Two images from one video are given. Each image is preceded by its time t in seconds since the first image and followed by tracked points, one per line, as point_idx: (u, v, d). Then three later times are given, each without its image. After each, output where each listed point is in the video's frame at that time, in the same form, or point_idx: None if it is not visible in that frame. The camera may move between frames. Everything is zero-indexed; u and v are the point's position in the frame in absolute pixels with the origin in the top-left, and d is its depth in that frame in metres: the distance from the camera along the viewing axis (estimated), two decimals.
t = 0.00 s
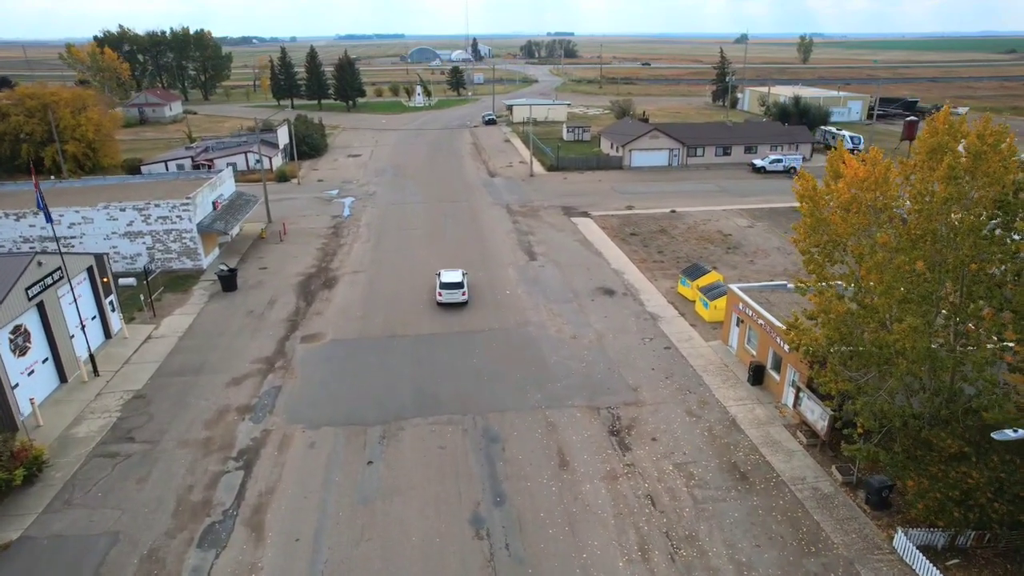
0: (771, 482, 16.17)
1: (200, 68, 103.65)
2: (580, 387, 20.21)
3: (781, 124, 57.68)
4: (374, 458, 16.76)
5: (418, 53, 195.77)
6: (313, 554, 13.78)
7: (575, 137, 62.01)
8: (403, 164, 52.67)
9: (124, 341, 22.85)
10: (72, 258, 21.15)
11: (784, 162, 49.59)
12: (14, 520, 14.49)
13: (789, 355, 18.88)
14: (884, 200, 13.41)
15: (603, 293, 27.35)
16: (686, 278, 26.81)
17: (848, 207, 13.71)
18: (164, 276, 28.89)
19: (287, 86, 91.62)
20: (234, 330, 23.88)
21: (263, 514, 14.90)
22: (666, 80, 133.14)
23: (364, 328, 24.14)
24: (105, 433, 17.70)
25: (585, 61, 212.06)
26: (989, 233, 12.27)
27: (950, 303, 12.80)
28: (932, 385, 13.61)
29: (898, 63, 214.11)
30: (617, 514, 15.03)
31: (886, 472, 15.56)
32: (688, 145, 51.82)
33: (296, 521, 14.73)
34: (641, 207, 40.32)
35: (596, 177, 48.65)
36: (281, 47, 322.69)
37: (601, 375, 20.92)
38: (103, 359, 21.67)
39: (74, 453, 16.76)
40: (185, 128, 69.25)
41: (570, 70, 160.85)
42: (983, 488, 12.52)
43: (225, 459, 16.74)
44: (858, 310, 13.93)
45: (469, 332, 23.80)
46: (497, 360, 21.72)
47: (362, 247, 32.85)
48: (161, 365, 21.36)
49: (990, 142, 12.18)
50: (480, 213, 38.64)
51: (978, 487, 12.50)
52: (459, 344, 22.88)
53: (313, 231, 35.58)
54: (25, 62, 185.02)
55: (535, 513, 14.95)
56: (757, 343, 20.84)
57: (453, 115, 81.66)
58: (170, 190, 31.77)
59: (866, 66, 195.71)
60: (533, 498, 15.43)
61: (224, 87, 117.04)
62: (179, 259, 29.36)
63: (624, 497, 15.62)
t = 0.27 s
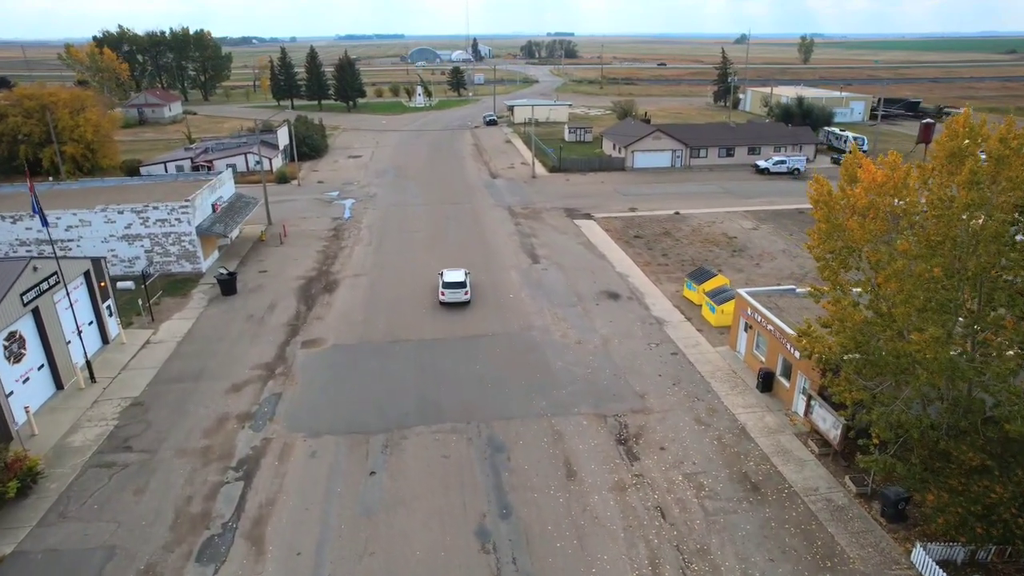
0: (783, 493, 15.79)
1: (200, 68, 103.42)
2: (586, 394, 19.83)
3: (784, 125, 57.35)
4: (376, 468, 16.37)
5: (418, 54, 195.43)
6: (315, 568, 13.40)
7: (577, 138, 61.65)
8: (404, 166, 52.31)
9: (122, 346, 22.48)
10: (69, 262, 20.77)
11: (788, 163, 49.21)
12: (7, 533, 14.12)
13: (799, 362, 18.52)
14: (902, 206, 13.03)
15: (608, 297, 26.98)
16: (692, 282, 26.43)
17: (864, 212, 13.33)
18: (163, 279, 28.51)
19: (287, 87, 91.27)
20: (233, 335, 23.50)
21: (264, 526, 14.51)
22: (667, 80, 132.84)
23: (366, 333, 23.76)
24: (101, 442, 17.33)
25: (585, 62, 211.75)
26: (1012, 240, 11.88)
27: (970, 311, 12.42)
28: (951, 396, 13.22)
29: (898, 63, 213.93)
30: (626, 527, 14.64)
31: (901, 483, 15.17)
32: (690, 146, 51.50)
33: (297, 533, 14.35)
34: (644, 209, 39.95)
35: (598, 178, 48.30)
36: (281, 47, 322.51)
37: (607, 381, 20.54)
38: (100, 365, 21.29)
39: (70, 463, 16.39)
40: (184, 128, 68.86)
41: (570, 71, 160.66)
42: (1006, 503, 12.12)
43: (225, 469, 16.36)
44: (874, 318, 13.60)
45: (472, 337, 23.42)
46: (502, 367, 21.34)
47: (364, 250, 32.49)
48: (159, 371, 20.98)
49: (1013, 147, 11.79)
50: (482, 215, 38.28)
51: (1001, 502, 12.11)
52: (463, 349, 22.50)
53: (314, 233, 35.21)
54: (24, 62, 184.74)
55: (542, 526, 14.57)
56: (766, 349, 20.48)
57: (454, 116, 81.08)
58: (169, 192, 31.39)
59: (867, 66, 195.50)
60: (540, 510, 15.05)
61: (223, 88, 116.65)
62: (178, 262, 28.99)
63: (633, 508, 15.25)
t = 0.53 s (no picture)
0: (798, 503, 15.44)
1: (200, 69, 103.18)
2: (595, 401, 19.49)
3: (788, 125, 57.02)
4: (383, 477, 16.04)
5: (419, 54, 195.22)
6: None
7: (579, 138, 61.32)
8: (406, 167, 51.99)
9: (122, 351, 22.15)
10: (68, 266, 20.43)
11: (793, 164, 48.88)
12: (6, 546, 13.78)
13: (812, 368, 18.18)
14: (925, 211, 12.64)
15: (615, 301, 26.65)
16: (700, 285, 26.09)
17: (885, 218, 12.95)
18: (164, 282, 28.16)
19: (288, 87, 90.95)
20: (236, 339, 23.15)
21: (269, 538, 14.17)
22: (668, 80, 132.61)
23: (370, 337, 23.43)
24: (102, 450, 16.99)
25: (586, 62, 211.48)
26: None
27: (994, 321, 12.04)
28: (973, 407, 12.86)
29: (899, 63, 213.83)
30: (639, 540, 14.28)
31: (920, 494, 14.80)
32: (694, 147, 51.22)
33: (302, 545, 14.01)
34: (649, 211, 39.63)
35: (602, 179, 48.00)
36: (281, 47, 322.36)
37: (616, 388, 20.20)
38: (101, 371, 20.98)
39: (70, 472, 16.06)
40: (185, 129, 68.55)
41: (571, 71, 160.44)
42: None
43: (228, 479, 16.00)
44: (895, 326, 13.25)
45: (478, 342, 23.09)
46: (508, 373, 20.97)
47: (367, 252, 32.15)
48: (160, 377, 20.65)
49: None
50: (486, 217, 37.96)
51: None
52: (468, 354, 22.16)
53: (316, 235, 34.87)
54: (24, 61, 184.65)
55: (553, 538, 14.23)
56: (778, 354, 20.14)
57: (456, 116, 80.74)
58: (170, 194, 31.06)
59: (868, 66, 195.39)
60: (551, 521, 14.70)
61: (224, 88, 116.30)
62: (179, 265, 28.66)
63: (646, 519, 14.91)
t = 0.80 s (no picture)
0: (816, 512, 15.14)
1: (201, 69, 102.86)
2: (606, 407, 19.18)
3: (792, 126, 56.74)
4: (392, 486, 15.73)
5: (419, 54, 195.02)
6: None
7: (582, 139, 61.02)
8: (409, 168, 51.71)
9: (125, 355, 21.84)
10: (69, 269, 20.10)
11: (798, 165, 48.61)
12: (7, 558, 13.47)
13: (827, 373, 17.88)
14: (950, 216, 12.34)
15: (623, 304, 26.36)
16: (709, 288, 25.79)
17: (909, 222, 12.68)
18: (166, 284, 27.86)
19: (290, 87, 90.67)
20: (239, 344, 22.83)
21: (277, 549, 13.86)
22: (669, 80, 132.40)
23: (376, 341, 23.13)
24: (105, 458, 16.68)
25: (587, 62, 211.25)
26: None
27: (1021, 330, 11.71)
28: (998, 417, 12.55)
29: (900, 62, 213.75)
30: (655, 551, 13.96)
31: (941, 504, 14.49)
32: (699, 147, 50.95)
33: (311, 557, 13.70)
34: (654, 212, 39.34)
35: (606, 180, 47.70)
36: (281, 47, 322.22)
37: (626, 393, 19.90)
38: (103, 375, 20.66)
39: (72, 481, 15.75)
40: (186, 130, 68.26)
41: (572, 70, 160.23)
42: None
43: (234, 488, 15.68)
44: (917, 333, 12.94)
45: (485, 346, 22.79)
46: (517, 378, 20.67)
47: (371, 254, 31.86)
48: (163, 382, 20.34)
49: None
50: (490, 218, 37.68)
51: None
52: (475, 358, 21.86)
53: (319, 237, 34.57)
54: (24, 61, 184.42)
55: (567, 549, 13.92)
56: (791, 359, 19.84)
57: (458, 116, 80.44)
58: (172, 196, 30.75)
59: (869, 66, 195.24)
60: (565, 532, 14.39)
61: (225, 88, 116.01)
62: (181, 268, 28.37)
63: (661, 530, 14.60)
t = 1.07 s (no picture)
0: (835, 521, 14.85)
1: (202, 68, 102.56)
2: (617, 412, 18.90)
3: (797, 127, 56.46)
4: (402, 494, 15.44)
5: (421, 54, 194.81)
6: None
7: (586, 139, 60.73)
8: (412, 168, 51.41)
9: (129, 360, 21.56)
10: (73, 272, 19.83)
11: (804, 166, 48.34)
12: (11, 569, 13.19)
13: (843, 379, 17.59)
14: (978, 221, 12.05)
15: (632, 307, 26.07)
16: (719, 291, 25.51)
17: (934, 227, 12.39)
18: (169, 287, 27.59)
19: (291, 87, 90.39)
20: (245, 347, 22.55)
21: (286, 560, 13.58)
22: (671, 80, 132.15)
23: (383, 345, 22.84)
24: (111, 465, 16.40)
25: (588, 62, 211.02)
26: None
27: None
28: None
29: (901, 62, 213.66)
30: (673, 562, 13.67)
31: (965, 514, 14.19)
32: (704, 148, 50.66)
33: (322, 567, 13.41)
34: (661, 214, 39.06)
35: (611, 181, 47.41)
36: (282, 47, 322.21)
37: (638, 398, 19.61)
38: (107, 380, 20.38)
39: (77, 489, 15.46)
40: (187, 130, 67.97)
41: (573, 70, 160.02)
42: None
43: (241, 496, 15.40)
44: (943, 340, 12.65)
45: (494, 350, 22.50)
46: (527, 382, 20.37)
47: (376, 256, 31.58)
48: (168, 387, 20.05)
49: None
50: (496, 220, 37.40)
51: None
52: (484, 363, 21.56)
53: (324, 238, 34.28)
54: (25, 61, 184.23)
55: (583, 559, 13.63)
56: (805, 364, 19.56)
57: (460, 116, 80.15)
58: (176, 197, 30.47)
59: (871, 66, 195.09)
60: (580, 542, 14.10)
61: (226, 88, 115.75)
62: (185, 270, 28.10)
63: (678, 539, 14.32)
